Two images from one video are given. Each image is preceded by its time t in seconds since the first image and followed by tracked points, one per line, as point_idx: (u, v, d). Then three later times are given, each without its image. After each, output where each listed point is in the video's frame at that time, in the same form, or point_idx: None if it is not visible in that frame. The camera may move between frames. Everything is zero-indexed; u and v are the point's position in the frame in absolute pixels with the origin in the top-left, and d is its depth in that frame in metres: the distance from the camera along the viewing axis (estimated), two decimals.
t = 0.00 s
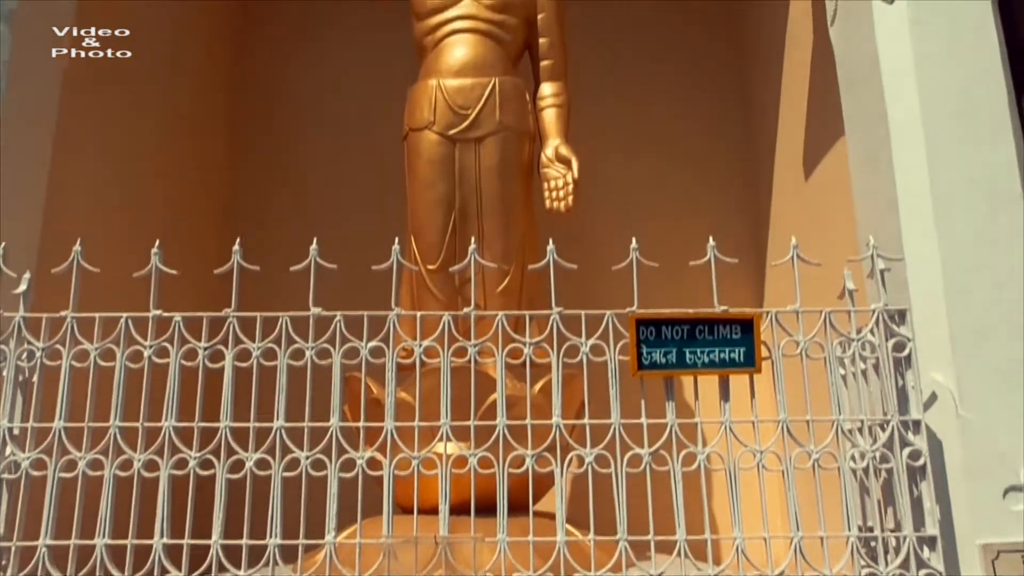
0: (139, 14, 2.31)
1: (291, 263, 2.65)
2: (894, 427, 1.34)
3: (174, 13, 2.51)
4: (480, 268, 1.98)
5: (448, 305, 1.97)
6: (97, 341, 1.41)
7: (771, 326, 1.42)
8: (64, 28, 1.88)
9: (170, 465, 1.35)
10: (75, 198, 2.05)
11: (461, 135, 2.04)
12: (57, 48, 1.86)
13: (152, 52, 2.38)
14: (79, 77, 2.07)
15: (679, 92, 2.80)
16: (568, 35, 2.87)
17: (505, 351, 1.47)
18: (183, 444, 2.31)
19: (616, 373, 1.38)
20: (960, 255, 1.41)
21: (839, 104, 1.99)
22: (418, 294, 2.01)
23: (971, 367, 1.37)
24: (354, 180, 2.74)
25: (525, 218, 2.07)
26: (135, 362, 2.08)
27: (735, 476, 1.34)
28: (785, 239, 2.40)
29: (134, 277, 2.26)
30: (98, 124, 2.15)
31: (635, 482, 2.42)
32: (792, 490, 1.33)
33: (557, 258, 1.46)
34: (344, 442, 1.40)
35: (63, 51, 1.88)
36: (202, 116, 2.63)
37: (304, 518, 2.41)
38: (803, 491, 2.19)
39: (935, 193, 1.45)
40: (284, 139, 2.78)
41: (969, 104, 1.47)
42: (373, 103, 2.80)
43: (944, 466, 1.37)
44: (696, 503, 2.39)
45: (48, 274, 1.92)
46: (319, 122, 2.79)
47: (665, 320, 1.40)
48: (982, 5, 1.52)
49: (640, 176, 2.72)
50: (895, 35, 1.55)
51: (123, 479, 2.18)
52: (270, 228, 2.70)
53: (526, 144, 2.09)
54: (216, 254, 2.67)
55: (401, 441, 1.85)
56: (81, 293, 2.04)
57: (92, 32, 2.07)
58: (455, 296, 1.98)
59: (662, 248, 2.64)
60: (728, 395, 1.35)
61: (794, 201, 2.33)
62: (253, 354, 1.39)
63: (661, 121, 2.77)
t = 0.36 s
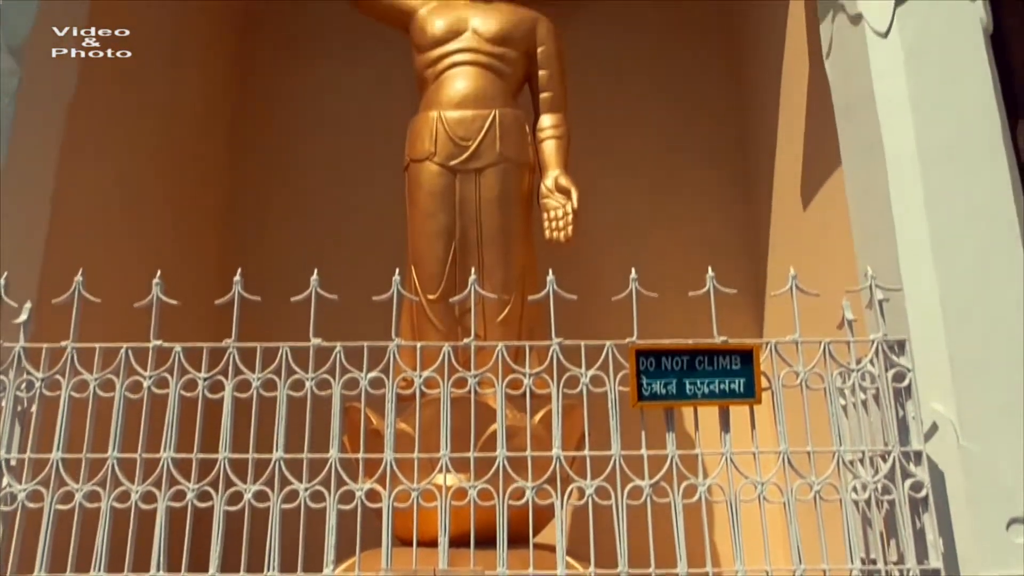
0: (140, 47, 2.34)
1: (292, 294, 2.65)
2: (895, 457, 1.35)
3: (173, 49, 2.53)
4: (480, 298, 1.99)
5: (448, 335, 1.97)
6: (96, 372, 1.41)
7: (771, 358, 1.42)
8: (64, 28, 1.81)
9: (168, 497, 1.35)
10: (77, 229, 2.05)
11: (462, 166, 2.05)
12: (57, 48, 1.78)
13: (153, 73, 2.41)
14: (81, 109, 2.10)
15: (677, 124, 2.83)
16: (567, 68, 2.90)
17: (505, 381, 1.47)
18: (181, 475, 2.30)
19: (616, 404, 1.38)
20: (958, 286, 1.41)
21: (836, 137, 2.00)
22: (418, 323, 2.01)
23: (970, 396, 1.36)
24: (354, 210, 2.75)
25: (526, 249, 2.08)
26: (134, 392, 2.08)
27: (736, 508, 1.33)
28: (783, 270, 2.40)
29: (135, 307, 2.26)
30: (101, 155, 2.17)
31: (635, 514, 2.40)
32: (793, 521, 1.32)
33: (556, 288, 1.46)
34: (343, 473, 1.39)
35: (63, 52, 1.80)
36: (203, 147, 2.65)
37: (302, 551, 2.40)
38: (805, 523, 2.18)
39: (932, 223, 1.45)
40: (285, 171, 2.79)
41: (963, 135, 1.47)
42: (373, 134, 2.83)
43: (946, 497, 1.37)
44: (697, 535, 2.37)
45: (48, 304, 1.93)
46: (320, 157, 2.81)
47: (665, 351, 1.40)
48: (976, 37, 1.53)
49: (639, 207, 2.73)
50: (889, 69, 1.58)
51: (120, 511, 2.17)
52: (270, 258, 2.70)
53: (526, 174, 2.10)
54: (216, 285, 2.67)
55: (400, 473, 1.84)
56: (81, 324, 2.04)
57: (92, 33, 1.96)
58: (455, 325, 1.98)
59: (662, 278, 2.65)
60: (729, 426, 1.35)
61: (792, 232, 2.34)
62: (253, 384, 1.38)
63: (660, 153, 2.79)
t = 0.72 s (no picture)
0: (148, 84, 2.36)
1: (291, 328, 2.66)
2: (895, 493, 1.35)
3: (177, 83, 2.55)
4: (479, 332, 1.99)
5: (446, 369, 1.98)
6: (94, 407, 1.41)
7: (770, 393, 1.43)
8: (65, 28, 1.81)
9: (163, 533, 1.33)
10: (78, 262, 2.06)
11: (461, 201, 2.07)
12: (57, 48, 1.80)
13: (152, 71, 2.38)
14: (93, 146, 2.12)
15: (674, 160, 2.85)
16: (565, 105, 2.94)
17: (504, 417, 1.47)
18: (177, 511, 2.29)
19: (615, 440, 1.38)
20: (956, 322, 1.41)
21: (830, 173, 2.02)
22: (417, 357, 2.01)
23: (970, 432, 1.36)
24: (354, 245, 2.76)
25: (524, 283, 2.09)
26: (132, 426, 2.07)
27: (736, 544, 1.32)
28: (781, 305, 2.41)
29: (134, 342, 2.26)
30: (104, 189, 2.18)
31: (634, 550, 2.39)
32: (794, 558, 1.31)
33: (555, 323, 1.46)
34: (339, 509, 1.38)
35: (63, 52, 1.81)
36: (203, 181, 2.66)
37: None
38: (805, 560, 2.17)
39: (927, 258, 1.46)
40: (285, 206, 2.81)
41: (957, 175, 1.50)
42: (373, 170, 2.85)
43: (947, 534, 1.36)
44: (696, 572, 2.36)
45: (47, 338, 1.92)
46: (318, 197, 2.82)
47: (664, 386, 1.40)
48: (967, 80, 1.56)
49: (637, 242, 2.75)
50: (883, 107, 1.59)
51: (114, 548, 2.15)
52: (269, 292, 2.71)
53: (525, 209, 2.12)
54: (216, 319, 2.68)
55: (398, 509, 1.83)
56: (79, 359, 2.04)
57: (92, 32, 1.90)
58: (454, 359, 1.98)
59: (660, 313, 2.65)
60: (727, 461, 1.35)
61: (789, 266, 2.35)
62: (251, 419, 1.38)
63: (657, 188, 2.82)
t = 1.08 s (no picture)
0: (151, 111, 2.37)
1: (291, 353, 2.66)
2: (897, 520, 1.34)
3: (180, 108, 2.56)
4: (478, 357, 1.99)
5: (445, 394, 1.98)
6: (93, 432, 1.40)
7: (770, 418, 1.42)
8: (66, 29, 1.82)
9: (161, 560, 1.32)
10: (80, 287, 2.06)
11: (460, 226, 2.07)
12: (57, 48, 1.80)
13: (154, 96, 2.39)
14: (98, 172, 2.13)
15: (673, 185, 2.87)
16: (564, 131, 2.95)
17: (504, 442, 1.46)
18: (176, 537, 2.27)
19: (615, 465, 1.38)
20: (955, 346, 1.42)
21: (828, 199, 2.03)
22: (417, 381, 2.01)
23: (971, 458, 1.35)
24: (354, 270, 2.76)
25: (524, 308, 2.09)
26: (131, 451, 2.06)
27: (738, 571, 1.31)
28: (780, 330, 2.41)
29: (134, 367, 2.26)
30: (108, 214, 2.18)
31: None
32: None
33: (555, 347, 1.45)
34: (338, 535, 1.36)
35: (63, 52, 1.83)
36: (203, 206, 2.67)
37: None
38: None
39: (926, 283, 1.46)
40: (286, 231, 2.82)
41: (955, 199, 1.51)
42: (373, 195, 2.86)
43: (949, 561, 1.35)
44: None
45: (47, 363, 1.92)
46: (319, 222, 2.83)
47: (664, 411, 1.40)
48: (963, 106, 1.58)
49: (636, 267, 2.75)
50: (880, 133, 1.60)
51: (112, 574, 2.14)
52: (269, 317, 2.71)
53: (525, 234, 2.13)
54: (216, 344, 2.68)
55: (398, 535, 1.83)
56: (79, 385, 2.04)
57: (93, 31, 1.89)
58: (453, 384, 1.98)
59: (660, 338, 2.65)
60: (728, 487, 1.35)
61: (789, 290, 2.36)
62: (250, 445, 1.37)
63: (656, 213, 2.83)
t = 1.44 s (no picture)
0: (153, 133, 2.38)
1: (292, 374, 2.66)
2: (900, 542, 1.33)
3: (182, 129, 2.57)
4: (479, 378, 1.99)
5: (445, 415, 1.97)
6: (92, 454, 1.40)
7: (771, 440, 1.42)
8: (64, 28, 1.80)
9: None
10: (81, 309, 2.06)
11: (461, 247, 2.08)
12: (57, 48, 1.78)
13: (157, 118, 2.40)
14: (100, 193, 2.14)
15: (672, 206, 2.88)
16: (564, 152, 2.97)
17: (503, 463, 1.45)
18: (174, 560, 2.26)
19: (616, 487, 1.37)
20: (957, 367, 1.41)
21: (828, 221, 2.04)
22: (417, 402, 2.01)
23: (973, 479, 1.35)
24: (354, 292, 2.77)
25: (523, 328, 2.09)
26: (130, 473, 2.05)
27: None
28: (781, 351, 2.41)
29: (134, 389, 2.25)
30: (110, 235, 2.18)
31: None
32: None
33: (556, 368, 1.44)
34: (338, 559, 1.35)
35: (62, 52, 1.81)
36: (204, 227, 2.67)
37: None
38: None
39: (927, 304, 1.46)
40: (286, 253, 2.83)
41: (953, 221, 1.52)
42: (374, 217, 2.87)
43: None
44: None
45: (47, 384, 1.92)
46: (320, 243, 2.84)
47: (665, 433, 1.40)
48: (961, 127, 1.60)
49: (636, 288, 2.75)
50: (878, 154, 1.60)
51: None
52: (269, 339, 2.71)
53: (525, 254, 2.14)
54: (216, 365, 2.67)
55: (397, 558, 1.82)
56: (79, 406, 2.03)
57: (93, 31, 1.87)
58: (454, 406, 1.98)
59: (660, 359, 2.65)
60: (730, 509, 1.34)
61: (789, 312, 2.36)
62: (250, 467, 1.37)
63: (655, 234, 2.83)
